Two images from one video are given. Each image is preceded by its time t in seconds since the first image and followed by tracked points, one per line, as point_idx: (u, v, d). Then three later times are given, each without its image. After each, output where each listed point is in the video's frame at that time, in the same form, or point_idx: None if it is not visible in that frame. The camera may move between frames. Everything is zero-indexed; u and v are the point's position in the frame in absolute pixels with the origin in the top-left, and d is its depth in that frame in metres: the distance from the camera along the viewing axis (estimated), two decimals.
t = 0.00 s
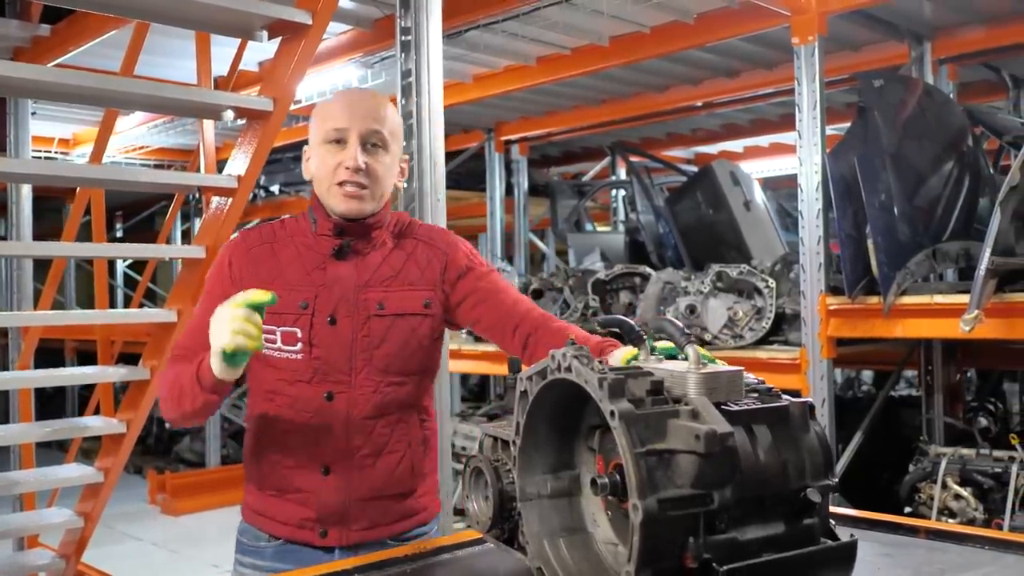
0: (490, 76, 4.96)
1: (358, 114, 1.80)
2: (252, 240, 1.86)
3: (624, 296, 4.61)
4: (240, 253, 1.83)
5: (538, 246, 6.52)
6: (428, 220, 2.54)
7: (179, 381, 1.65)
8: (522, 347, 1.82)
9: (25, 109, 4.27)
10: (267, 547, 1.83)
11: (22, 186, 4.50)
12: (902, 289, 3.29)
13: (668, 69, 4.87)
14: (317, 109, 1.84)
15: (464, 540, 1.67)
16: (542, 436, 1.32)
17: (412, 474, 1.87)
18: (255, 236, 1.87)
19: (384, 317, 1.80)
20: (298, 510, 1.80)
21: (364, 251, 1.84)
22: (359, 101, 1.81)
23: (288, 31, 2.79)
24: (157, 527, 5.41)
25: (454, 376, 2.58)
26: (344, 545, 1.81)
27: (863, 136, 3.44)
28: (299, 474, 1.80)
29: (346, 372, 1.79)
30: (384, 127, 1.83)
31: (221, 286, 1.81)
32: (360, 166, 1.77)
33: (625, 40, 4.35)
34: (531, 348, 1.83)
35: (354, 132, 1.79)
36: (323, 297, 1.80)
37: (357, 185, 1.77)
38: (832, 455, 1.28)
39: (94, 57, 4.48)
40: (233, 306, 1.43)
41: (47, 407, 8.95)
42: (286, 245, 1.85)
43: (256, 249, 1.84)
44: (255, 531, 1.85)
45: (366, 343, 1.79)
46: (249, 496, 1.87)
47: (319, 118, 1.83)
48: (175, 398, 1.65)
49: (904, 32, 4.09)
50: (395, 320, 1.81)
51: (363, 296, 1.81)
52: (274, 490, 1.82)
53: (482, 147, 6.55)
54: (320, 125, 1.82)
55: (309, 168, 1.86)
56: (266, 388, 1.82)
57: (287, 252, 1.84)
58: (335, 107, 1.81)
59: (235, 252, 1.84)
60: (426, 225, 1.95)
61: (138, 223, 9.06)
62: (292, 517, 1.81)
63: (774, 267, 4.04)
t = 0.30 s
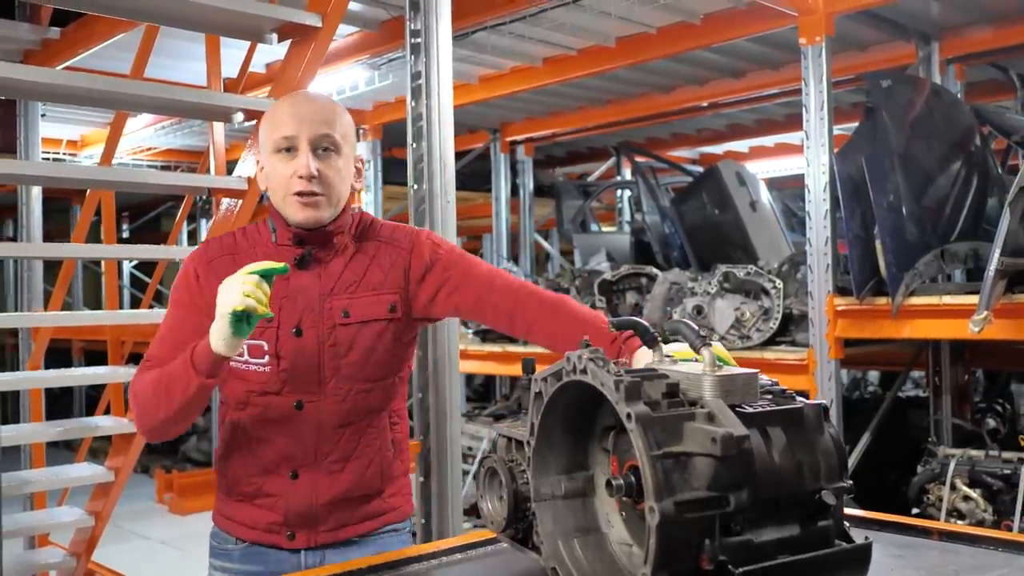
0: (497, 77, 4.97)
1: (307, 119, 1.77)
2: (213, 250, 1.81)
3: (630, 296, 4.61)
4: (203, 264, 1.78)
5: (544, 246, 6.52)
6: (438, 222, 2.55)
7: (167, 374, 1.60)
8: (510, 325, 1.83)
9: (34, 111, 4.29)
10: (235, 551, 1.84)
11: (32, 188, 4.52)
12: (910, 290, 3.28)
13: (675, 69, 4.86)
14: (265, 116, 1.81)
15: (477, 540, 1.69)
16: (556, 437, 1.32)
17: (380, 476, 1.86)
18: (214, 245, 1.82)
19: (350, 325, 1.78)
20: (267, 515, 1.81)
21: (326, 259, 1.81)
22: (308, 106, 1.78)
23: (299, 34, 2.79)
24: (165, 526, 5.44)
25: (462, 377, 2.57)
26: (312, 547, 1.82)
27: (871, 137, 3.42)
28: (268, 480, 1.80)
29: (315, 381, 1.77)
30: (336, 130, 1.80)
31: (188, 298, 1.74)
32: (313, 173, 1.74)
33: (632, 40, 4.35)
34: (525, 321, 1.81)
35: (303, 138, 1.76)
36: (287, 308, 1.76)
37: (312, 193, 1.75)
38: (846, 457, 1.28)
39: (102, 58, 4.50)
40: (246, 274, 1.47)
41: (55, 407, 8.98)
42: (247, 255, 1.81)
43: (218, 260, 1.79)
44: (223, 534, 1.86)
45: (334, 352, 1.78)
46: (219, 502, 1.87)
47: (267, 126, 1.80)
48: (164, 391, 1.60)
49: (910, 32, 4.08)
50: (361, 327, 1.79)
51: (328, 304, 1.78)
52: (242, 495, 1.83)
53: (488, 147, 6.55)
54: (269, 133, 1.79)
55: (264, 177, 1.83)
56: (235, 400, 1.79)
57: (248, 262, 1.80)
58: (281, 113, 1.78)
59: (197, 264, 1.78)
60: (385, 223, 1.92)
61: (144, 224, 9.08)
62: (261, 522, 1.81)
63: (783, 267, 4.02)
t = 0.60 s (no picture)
0: (524, 77, 4.98)
1: (330, 136, 1.73)
2: (237, 260, 1.84)
3: (658, 296, 4.60)
4: (227, 274, 1.82)
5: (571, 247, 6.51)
6: (468, 223, 2.56)
7: (215, 414, 1.59)
8: (540, 325, 1.82)
9: (68, 114, 4.37)
10: (257, 549, 1.89)
11: (66, 189, 4.61)
12: (941, 290, 3.25)
13: (703, 68, 4.85)
14: (287, 127, 1.78)
15: (510, 540, 1.71)
16: (588, 436, 1.33)
17: (400, 479, 1.89)
18: (239, 254, 1.85)
19: (371, 336, 1.79)
20: (288, 516, 1.85)
21: (348, 270, 1.82)
22: (330, 121, 1.74)
23: (329, 37, 2.82)
24: (196, 524, 5.51)
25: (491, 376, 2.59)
26: (330, 544, 1.85)
27: (901, 137, 3.38)
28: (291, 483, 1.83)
29: (337, 391, 1.78)
30: (360, 146, 1.77)
31: (218, 308, 1.80)
32: (337, 195, 1.72)
33: (659, 40, 4.34)
34: (555, 319, 1.80)
35: (327, 157, 1.74)
36: (310, 319, 1.78)
37: (335, 215, 1.73)
38: (879, 458, 1.27)
39: (135, 62, 4.57)
40: (298, 354, 1.44)
41: (87, 407, 9.12)
42: (271, 265, 1.83)
43: (241, 270, 1.82)
44: (247, 532, 1.92)
45: (356, 363, 1.79)
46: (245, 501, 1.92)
47: (290, 139, 1.77)
48: (212, 429, 1.59)
49: (941, 29, 4.03)
50: (383, 336, 1.80)
51: (350, 314, 1.79)
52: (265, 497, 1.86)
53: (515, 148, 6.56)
54: (292, 146, 1.76)
55: (287, 190, 1.81)
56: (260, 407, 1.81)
57: (271, 273, 1.81)
58: (304, 128, 1.74)
59: (221, 273, 1.82)
60: (409, 225, 1.92)
61: (173, 225, 9.19)
62: (283, 522, 1.86)
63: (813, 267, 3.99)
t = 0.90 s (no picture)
0: (553, 79, 4.98)
1: (380, 148, 1.73)
2: (277, 268, 1.83)
3: (688, 297, 4.58)
4: (267, 283, 1.81)
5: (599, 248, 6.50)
6: (498, 226, 2.57)
7: (250, 438, 1.60)
8: (584, 326, 1.86)
9: (103, 118, 4.45)
10: (288, 552, 1.91)
11: (102, 192, 4.69)
12: (974, 292, 3.21)
13: (733, 69, 4.82)
14: (335, 136, 1.77)
15: (541, 540, 1.72)
16: (619, 439, 1.33)
17: (435, 489, 1.91)
18: (279, 262, 1.84)
19: (414, 348, 1.81)
20: (322, 522, 1.87)
21: (391, 283, 1.83)
22: (378, 134, 1.74)
23: (360, 40, 2.85)
24: (228, 523, 5.58)
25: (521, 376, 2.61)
26: (361, 552, 1.88)
27: (933, 137, 3.36)
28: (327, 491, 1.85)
29: (378, 403, 1.81)
30: (408, 158, 1.76)
31: (258, 317, 1.79)
32: (384, 208, 1.72)
33: (689, 41, 4.32)
34: (598, 323, 1.83)
35: (376, 169, 1.73)
36: (353, 332, 1.79)
37: (381, 228, 1.74)
38: (910, 461, 1.26)
39: (168, 66, 4.65)
40: (328, 427, 1.44)
41: (122, 406, 9.27)
42: (312, 274, 1.82)
43: (282, 279, 1.82)
44: (276, 536, 1.95)
45: (398, 375, 1.81)
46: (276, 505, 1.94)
47: (338, 148, 1.76)
48: (240, 449, 1.60)
49: (975, 28, 3.98)
50: (425, 348, 1.82)
51: (393, 326, 1.80)
52: (298, 503, 1.88)
53: (544, 149, 6.57)
54: (340, 157, 1.76)
55: (332, 198, 1.81)
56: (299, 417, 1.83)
57: (313, 283, 1.81)
58: (354, 139, 1.74)
59: (261, 283, 1.81)
60: (448, 231, 1.93)
61: (205, 226, 9.31)
62: (317, 529, 1.88)
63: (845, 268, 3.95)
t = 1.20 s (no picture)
0: (571, 79, 4.99)
1: (425, 162, 1.70)
2: (309, 272, 1.84)
3: (707, 297, 4.56)
4: (301, 287, 1.82)
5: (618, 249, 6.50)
6: (517, 227, 2.59)
7: (259, 416, 1.61)
8: (611, 328, 1.91)
9: (126, 120, 4.50)
10: (312, 553, 1.93)
11: (125, 194, 4.74)
12: (996, 292, 3.19)
13: (752, 69, 4.80)
14: (378, 143, 1.74)
15: (559, 540, 1.73)
16: (636, 439, 1.34)
17: (461, 492, 1.93)
18: (312, 264, 1.85)
19: (449, 353, 1.82)
20: (349, 524, 1.89)
21: (426, 291, 1.84)
22: (424, 145, 1.71)
23: (380, 43, 2.88)
24: (250, 522, 5.62)
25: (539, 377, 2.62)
26: (387, 554, 1.90)
27: (954, 136, 3.34)
28: (355, 493, 1.86)
29: (411, 408, 1.81)
30: (451, 172, 1.73)
31: (289, 320, 1.80)
32: (425, 223, 1.70)
33: (708, 41, 4.31)
34: (625, 324, 1.89)
35: (420, 181, 1.71)
36: (388, 338, 1.80)
37: (419, 242, 1.73)
38: (928, 462, 1.26)
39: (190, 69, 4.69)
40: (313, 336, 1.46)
41: (144, 406, 9.36)
42: (345, 278, 1.83)
43: (315, 283, 1.83)
44: (301, 537, 1.96)
45: (432, 381, 1.82)
46: (300, 505, 1.96)
47: (382, 156, 1.73)
48: (256, 431, 1.60)
49: (997, 27, 3.94)
50: (459, 353, 1.83)
51: (428, 332, 1.81)
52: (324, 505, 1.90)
53: (563, 150, 6.57)
54: (383, 166, 1.73)
55: (371, 204, 1.79)
56: (330, 420, 1.83)
57: (347, 288, 1.82)
58: (397, 149, 1.71)
59: (295, 286, 1.82)
60: (480, 234, 1.96)
61: (225, 228, 9.38)
62: (344, 531, 1.90)
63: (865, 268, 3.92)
